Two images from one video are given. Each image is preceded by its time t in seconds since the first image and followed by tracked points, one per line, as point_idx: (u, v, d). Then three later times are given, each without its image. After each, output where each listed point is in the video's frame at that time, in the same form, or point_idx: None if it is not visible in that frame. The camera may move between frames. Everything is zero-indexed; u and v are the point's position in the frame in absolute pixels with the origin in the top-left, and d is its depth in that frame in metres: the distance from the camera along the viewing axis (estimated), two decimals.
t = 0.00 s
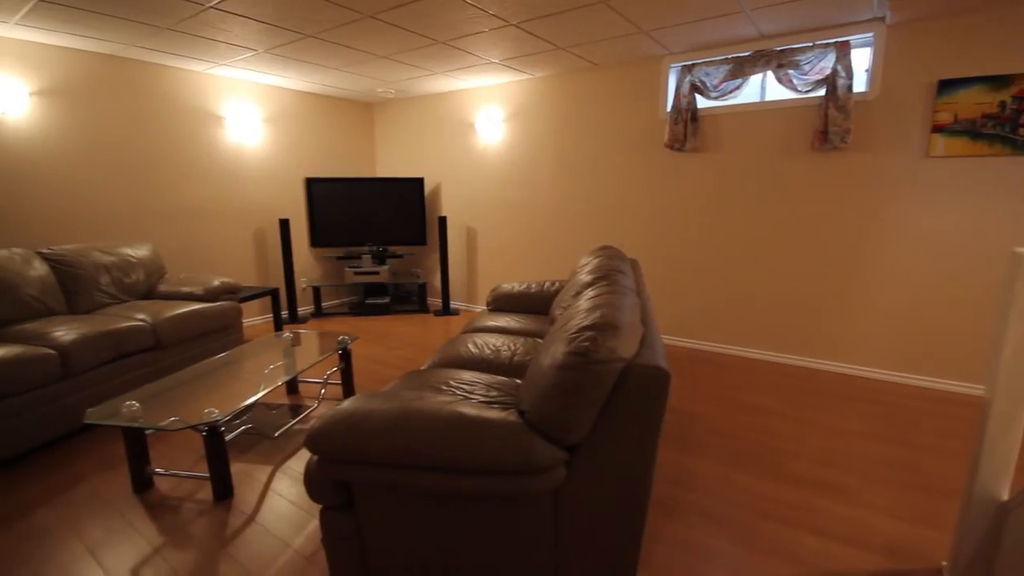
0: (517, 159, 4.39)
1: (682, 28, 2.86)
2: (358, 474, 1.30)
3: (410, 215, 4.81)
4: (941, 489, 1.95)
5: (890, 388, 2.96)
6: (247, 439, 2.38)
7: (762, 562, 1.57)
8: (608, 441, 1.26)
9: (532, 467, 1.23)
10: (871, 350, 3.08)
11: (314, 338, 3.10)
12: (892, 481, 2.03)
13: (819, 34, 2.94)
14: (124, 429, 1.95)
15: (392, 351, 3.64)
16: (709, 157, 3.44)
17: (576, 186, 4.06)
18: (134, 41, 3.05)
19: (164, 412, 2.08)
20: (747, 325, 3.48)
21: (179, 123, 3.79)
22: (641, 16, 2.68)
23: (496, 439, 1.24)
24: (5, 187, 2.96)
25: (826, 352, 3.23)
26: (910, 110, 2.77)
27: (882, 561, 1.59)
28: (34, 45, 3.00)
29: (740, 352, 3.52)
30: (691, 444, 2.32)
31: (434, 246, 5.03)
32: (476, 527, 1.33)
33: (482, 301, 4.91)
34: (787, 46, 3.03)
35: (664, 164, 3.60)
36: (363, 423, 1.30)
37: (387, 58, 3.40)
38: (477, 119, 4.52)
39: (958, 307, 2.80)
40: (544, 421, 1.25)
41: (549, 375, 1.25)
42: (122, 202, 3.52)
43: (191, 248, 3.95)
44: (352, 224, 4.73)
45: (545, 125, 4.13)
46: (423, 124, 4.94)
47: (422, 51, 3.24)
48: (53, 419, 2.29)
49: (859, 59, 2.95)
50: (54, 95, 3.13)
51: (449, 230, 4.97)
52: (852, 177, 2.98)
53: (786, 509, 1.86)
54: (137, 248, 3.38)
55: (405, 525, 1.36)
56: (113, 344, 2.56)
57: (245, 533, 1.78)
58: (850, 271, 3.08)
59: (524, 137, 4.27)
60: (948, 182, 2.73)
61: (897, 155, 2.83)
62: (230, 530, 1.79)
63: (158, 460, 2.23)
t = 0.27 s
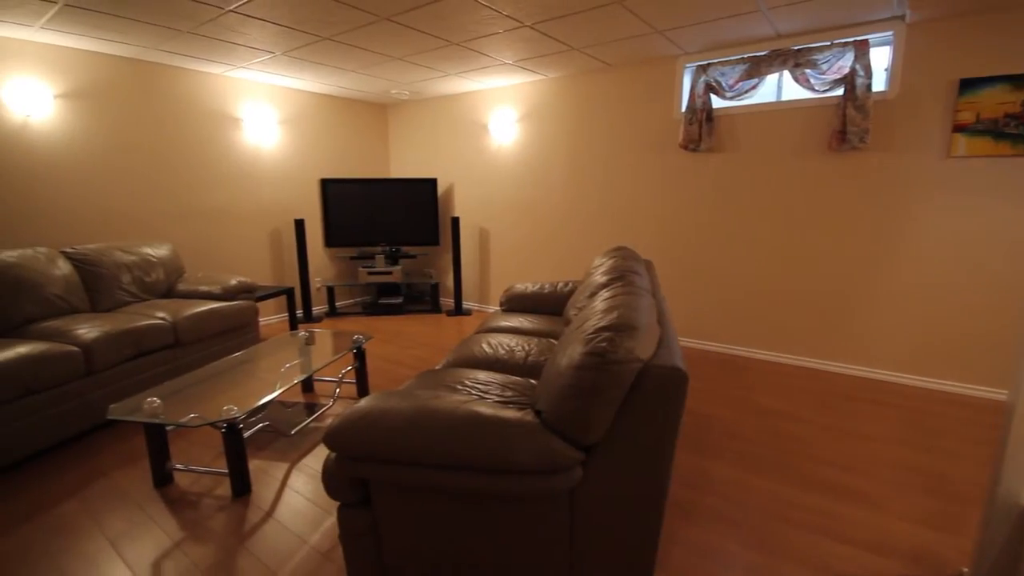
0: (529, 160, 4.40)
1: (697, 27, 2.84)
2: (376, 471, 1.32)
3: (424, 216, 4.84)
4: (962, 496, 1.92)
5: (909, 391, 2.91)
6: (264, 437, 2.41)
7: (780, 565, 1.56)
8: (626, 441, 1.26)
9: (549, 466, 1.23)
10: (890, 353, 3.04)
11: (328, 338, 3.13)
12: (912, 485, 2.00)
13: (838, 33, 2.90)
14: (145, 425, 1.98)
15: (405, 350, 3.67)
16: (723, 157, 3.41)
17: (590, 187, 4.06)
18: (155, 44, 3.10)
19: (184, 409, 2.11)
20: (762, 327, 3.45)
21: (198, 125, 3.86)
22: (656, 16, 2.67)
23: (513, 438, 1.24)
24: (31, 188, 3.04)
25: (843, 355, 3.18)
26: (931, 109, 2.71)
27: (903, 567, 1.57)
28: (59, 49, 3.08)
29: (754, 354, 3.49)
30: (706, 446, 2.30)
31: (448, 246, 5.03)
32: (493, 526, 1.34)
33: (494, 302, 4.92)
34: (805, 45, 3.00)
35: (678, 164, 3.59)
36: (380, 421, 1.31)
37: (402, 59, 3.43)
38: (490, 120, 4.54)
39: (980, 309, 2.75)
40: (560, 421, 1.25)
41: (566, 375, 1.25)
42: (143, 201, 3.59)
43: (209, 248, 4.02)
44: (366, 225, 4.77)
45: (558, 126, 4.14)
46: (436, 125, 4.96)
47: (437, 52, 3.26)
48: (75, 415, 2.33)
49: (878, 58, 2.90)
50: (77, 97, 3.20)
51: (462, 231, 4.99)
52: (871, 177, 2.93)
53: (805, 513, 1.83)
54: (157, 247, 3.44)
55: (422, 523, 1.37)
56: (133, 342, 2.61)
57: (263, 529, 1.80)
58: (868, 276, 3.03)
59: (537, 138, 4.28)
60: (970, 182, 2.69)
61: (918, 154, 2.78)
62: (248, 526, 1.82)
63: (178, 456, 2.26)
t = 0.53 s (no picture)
0: (542, 161, 4.40)
1: (712, 28, 2.83)
2: (394, 469, 1.33)
3: (437, 217, 4.87)
4: (985, 503, 1.88)
5: (930, 396, 2.86)
6: (280, 435, 2.44)
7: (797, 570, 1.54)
8: (643, 443, 1.26)
9: (566, 466, 1.23)
10: (909, 357, 2.99)
11: (343, 338, 3.16)
12: (933, 491, 1.97)
13: (857, 33, 2.87)
14: (166, 422, 2.02)
15: (418, 351, 3.69)
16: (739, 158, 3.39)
17: (603, 188, 4.05)
18: (176, 49, 3.16)
19: (204, 407, 2.15)
20: (778, 330, 3.41)
21: (217, 127, 3.92)
22: (672, 17, 2.67)
23: (530, 438, 1.25)
24: (56, 189, 3.12)
25: (861, 358, 3.14)
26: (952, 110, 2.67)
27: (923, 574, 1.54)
28: (83, 54, 3.15)
29: (770, 357, 3.45)
30: (722, 449, 2.28)
31: (460, 247, 5.05)
32: (509, 526, 1.34)
33: (506, 303, 4.93)
34: (823, 45, 2.97)
35: (693, 166, 3.57)
36: (398, 420, 1.33)
37: (418, 62, 3.45)
38: (504, 121, 4.55)
39: (1002, 313, 2.70)
40: (578, 422, 1.25)
41: (583, 376, 1.25)
42: (162, 202, 3.65)
43: (226, 249, 4.08)
44: (380, 226, 4.81)
45: (571, 127, 4.14)
46: (449, 126, 4.99)
47: (452, 54, 3.28)
48: (97, 412, 2.38)
49: (898, 58, 2.86)
50: (100, 101, 3.27)
51: (475, 232, 5.01)
52: (890, 178, 2.89)
53: (823, 518, 1.81)
54: (177, 248, 3.50)
55: (438, 521, 1.38)
56: (154, 340, 2.66)
57: (280, 525, 1.82)
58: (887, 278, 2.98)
59: (551, 139, 4.28)
60: (994, 183, 2.63)
61: (938, 155, 2.74)
62: (266, 523, 1.84)
63: (197, 452, 2.30)
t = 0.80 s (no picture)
0: (558, 161, 4.39)
1: (733, 26, 2.80)
2: (414, 467, 1.34)
3: (453, 218, 4.89)
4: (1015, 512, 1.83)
5: (956, 401, 2.79)
6: (300, 432, 2.48)
7: None
8: (664, 444, 1.25)
9: (587, 467, 1.23)
10: (935, 361, 2.92)
11: (361, 337, 3.20)
12: (960, 498, 1.92)
13: (882, 30, 2.82)
14: (191, 418, 2.07)
15: (435, 351, 3.71)
16: (758, 159, 3.34)
17: (620, 189, 4.03)
18: (200, 52, 3.23)
19: (227, 403, 2.19)
20: (798, 332, 3.36)
21: (239, 128, 3.99)
22: (691, 16, 2.65)
23: (549, 438, 1.25)
24: (85, 190, 3.21)
25: (884, 362, 3.08)
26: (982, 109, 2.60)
27: None
28: (112, 58, 3.24)
29: (789, 360, 3.40)
30: (741, 453, 2.26)
31: (476, 248, 5.06)
32: (528, 525, 1.35)
33: (522, 303, 4.93)
34: (846, 43, 2.92)
35: (711, 166, 3.53)
36: (418, 418, 1.34)
37: (436, 63, 3.48)
38: (520, 122, 4.56)
39: None
40: (598, 422, 1.25)
41: (604, 376, 1.25)
42: (186, 202, 3.73)
43: (247, 248, 4.15)
44: (397, 226, 4.85)
45: (588, 127, 4.12)
46: (466, 127, 5.00)
47: (470, 55, 3.30)
48: (125, 407, 2.45)
49: (925, 56, 2.80)
50: (128, 104, 3.36)
51: (491, 232, 5.02)
52: (915, 179, 2.83)
53: (846, 524, 1.78)
54: (200, 247, 3.57)
55: (457, 519, 1.39)
56: (178, 337, 2.72)
57: (301, 520, 1.85)
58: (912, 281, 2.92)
59: (568, 139, 4.27)
60: None
61: (966, 156, 2.67)
62: (287, 518, 1.87)
63: (220, 448, 2.35)
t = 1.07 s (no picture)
0: (575, 163, 4.39)
1: (753, 26, 2.78)
2: (434, 467, 1.35)
3: (469, 219, 4.91)
4: None
5: (984, 408, 2.71)
6: (320, 431, 2.51)
7: None
8: (687, 448, 1.24)
9: (607, 470, 1.23)
10: (961, 367, 2.85)
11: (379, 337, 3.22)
12: (988, 508, 1.87)
13: (907, 29, 2.76)
14: (215, 415, 2.11)
15: (451, 352, 3.73)
16: (779, 160, 3.30)
17: (638, 190, 4.01)
18: (223, 57, 3.30)
19: (249, 401, 2.23)
20: (818, 336, 3.30)
21: (261, 131, 4.07)
22: (711, 17, 2.63)
23: (570, 440, 1.25)
24: (113, 191, 3.30)
25: (909, 368, 3.01)
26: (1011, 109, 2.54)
27: None
28: (140, 64, 3.33)
29: (809, 364, 3.35)
30: (761, 458, 2.23)
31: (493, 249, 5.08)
32: (548, 527, 1.35)
33: (538, 306, 4.93)
34: (870, 43, 2.87)
35: (730, 168, 3.50)
36: (438, 418, 1.35)
37: (454, 66, 3.50)
38: (537, 124, 4.56)
39: None
40: (619, 425, 1.24)
41: (625, 379, 1.25)
42: (208, 204, 3.81)
43: (267, 249, 4.22)
44: (414, 227, 4.88)
45: (606, 129, 4.11)
46: (482, 129, 5.02)
47: (488, 58, 3.31)
48: (150, 403, 2.51)
49: (952, 55, 2.74)
50: (154, 108, 3.44)
51: (507, 234, 5.03)
52: (941, 180, 2.77)
53: (869, 532, 1.75)
54: (222, 248, 3.64)
55: (477, 519, 1.39)
56: (202, 336, 2.77)
57: (321, 517, 1.88)
58: (937, 285, 2.86)
59: (585, 141, 4.27)
60: None
61: (994, 157, 2.61)
62: (308, 515, 1.89)
63: (242, 445, 2.40)
